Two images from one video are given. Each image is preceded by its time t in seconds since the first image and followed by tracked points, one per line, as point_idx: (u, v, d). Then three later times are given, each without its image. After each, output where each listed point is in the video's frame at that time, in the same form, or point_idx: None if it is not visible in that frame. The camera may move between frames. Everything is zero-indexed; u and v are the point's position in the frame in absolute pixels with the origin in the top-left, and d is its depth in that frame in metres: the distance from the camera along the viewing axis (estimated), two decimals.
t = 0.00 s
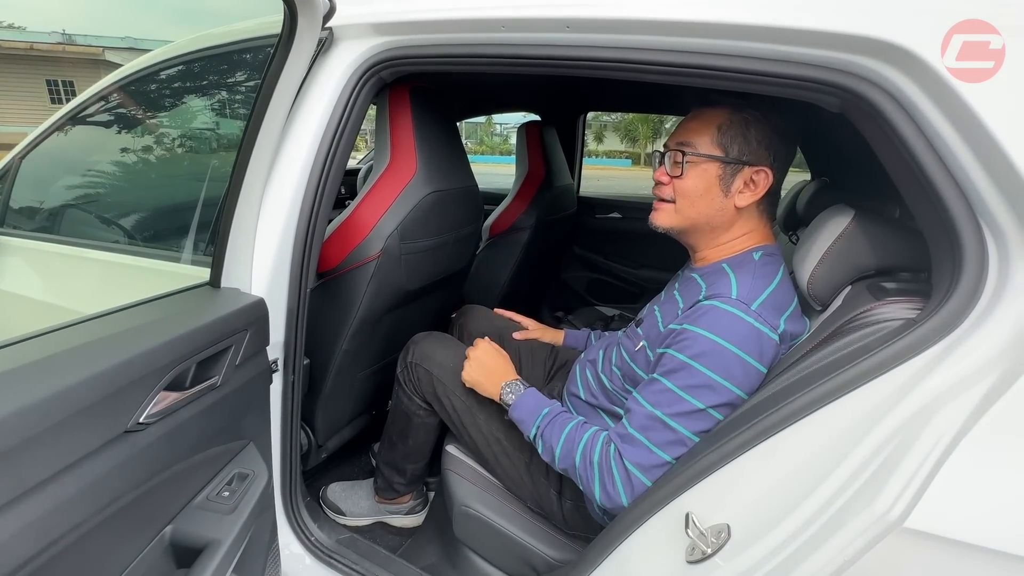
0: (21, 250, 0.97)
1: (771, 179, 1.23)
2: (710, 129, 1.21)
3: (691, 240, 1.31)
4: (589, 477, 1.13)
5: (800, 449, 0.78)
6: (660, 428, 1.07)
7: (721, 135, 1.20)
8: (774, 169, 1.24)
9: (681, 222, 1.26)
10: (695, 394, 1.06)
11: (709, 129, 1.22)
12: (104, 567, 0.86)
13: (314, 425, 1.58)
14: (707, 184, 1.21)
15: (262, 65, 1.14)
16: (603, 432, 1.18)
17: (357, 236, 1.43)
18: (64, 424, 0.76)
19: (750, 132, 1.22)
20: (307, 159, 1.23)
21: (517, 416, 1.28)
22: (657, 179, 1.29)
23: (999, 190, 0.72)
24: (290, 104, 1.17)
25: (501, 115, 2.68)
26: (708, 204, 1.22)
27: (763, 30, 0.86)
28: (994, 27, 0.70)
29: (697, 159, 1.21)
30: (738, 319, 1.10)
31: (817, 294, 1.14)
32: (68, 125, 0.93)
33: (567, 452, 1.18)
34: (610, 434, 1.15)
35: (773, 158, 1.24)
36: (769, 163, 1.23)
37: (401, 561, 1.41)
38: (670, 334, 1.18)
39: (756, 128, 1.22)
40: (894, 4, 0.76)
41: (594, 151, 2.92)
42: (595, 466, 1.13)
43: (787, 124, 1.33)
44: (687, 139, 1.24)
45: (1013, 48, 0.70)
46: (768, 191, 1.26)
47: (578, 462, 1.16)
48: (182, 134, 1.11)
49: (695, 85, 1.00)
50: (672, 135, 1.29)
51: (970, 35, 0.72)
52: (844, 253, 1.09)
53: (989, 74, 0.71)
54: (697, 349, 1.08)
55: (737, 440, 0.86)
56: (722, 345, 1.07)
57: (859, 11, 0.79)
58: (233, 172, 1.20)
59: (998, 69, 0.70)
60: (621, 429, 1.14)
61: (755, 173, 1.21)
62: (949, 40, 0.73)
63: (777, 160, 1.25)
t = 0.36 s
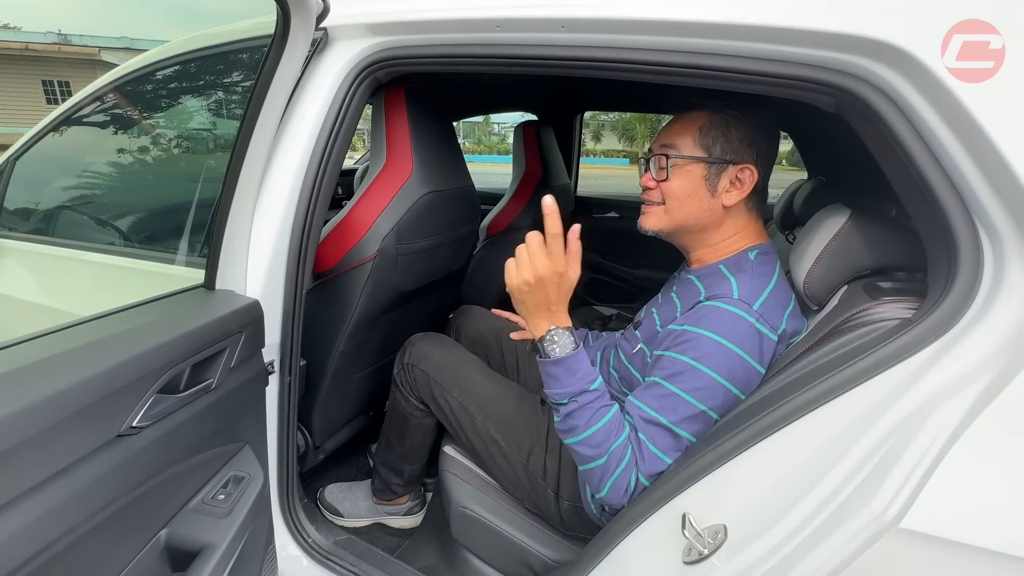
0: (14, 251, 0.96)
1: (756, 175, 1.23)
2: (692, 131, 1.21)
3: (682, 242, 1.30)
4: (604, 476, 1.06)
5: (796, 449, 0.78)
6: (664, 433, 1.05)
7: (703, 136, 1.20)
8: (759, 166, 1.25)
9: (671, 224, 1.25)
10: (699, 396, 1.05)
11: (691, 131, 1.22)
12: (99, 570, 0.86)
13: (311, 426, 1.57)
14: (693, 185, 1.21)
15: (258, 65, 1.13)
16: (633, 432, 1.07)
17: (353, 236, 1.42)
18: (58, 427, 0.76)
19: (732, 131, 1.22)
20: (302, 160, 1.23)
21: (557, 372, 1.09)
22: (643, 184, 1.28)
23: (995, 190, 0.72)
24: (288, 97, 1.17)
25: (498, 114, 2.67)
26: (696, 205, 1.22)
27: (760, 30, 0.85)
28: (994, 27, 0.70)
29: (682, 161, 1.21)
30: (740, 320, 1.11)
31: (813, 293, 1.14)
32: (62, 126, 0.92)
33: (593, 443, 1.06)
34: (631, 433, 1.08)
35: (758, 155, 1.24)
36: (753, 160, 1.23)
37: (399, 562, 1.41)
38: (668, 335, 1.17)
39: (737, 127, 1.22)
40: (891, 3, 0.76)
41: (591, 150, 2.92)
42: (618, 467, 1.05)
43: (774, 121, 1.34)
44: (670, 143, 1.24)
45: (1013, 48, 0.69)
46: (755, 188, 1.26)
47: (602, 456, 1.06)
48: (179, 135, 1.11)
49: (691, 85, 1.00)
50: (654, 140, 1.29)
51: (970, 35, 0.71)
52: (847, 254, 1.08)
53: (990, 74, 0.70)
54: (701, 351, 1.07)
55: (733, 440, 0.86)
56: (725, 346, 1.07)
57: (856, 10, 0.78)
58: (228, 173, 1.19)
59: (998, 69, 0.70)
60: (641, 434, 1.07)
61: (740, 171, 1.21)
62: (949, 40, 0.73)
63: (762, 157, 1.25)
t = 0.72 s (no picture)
0: (9, 253, 0.95)
1: (767, 179, 1.23)
2: (708, 127, 1.20)
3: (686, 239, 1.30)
4: (585, 474, 1.11)
5: (795, 449, 0.78)
6: (661, 429, 1.06)
7: (718, 134, 1.20)
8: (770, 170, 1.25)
9: (678, 221, 1.26)
10: (694, 393, 1.05)
11: (707, 128, 1.21)
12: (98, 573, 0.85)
13: (310, 427, 1.57)
14: (704, 184, 1.21)
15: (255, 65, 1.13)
16: (601, 428, 1.15)
17: (352, 236, 1.42)
18: (54, 430, 0.75)
19: (747, 132, 1.22)
20: (300, 161, 1.23)
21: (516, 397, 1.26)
22: (653, 177, 1.28)
23: (994, 190, 0.72)
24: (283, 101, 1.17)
25: (495, 114, 2.67)
26: (705, 204, 1.22)
27: (760, 29, 0.85)
28: (994, 27, 0.70)
29: (694, 158, 1.21)
30: (739, 318, 1.10)
31: (811, 292, 1.14)
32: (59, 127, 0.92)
33: (563, 446, 1.16)
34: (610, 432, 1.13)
35: (770, 159, 1.25)
36: (765, 164, 1.23)
37: (398, 562, 1.41)
38: (669, 334, 1.17)
39: (753, 128, 1.22)
40: (888, 3, 0.76)
41: (589, 149, 2.92)
42: (593, 464, 1.10)
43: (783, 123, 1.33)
44: (684, 137, 1.23)
45: (1013, 48, 0.70)
46: (764, 192, 1.26)
47: (576, 457, 1.13)
48: (176, 135, 1.10)
49: (689, 84, 1.00)
50: (668, 132, 1.28)
51: (970, 35, 0.71)
52: (842, 251, 1.08)
53: (990, 74, 0.70)
54: (698, 347, 1.07)
55: (731, 440, 0.86)
56: (722, 343, 1.07)
57: (854, 9, 0.78)
58: (226, 173, 1.18)
59: (998, 69, 0.70)
60: (621, 428, 1.11)
61: (752, 174, 1.21)
62: (949, 40, 0.73)
63: (774, 161, 1.26)
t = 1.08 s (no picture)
0: (6, 254, 0.94)
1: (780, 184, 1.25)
2: (729, 127, 1.20)
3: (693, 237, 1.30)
4: (583, 476, 1.13)
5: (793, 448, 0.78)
6: (659, 425, 1.06)
7: (741, 135, 1.20)
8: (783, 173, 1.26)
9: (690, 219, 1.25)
10: (693, 390, 1.05)
11: (728, 128, 1.20)
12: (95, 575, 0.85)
13: (309, 427, 1.57)
14: (722, 184, 1.21)
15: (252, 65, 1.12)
16: (596, 433, 1.19)
17: (349, 236, 1.42)
18: (50, 432, 0.75)
19: (767, 135, 1.22)
20: (298, 162, 1.22)
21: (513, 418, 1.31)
22: (668, 172, 1.26)
23: (991, 190, 0.72)
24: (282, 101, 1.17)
25: (494, 113, 2.67)
26: (720, 205, 1.22)
27: (756, 27, 0.85)
28: (994, 27, 0.70)
29: (716, 157, 1.20)
30: (738, 315, 1.10)
31: (809, 290, 1.14)
32: (54, 127, 0.92)
33: (562, 456, 1.20)
34: (608, 434, 1.15)
35: (785, 163, 1.26)
36: (780, 168, 1.24)
37: (397, 562, 1.41)
38: (670, 332, 1.18)
39: (772, 132, 1.23)
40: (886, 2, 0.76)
41: (587, 149, 2.92)
42: (589, 465, 1.13)
43: (793, 124, 1.33)
44: (704, 135, 1.22)
45: (1013, 48, 0.69)
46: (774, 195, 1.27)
47: (573, 462, 1.16)
48: (173, 136, 1.10)
49: (687, 83, 0.99)
50: (685, 127, 1.27)
51: (970, 35, 0.71)
52: (838, 248, 1.08)
53: (990, 74, 0.70)
54: (698, 344, 1.08)
55: (730, 438, 0.87)
56: (719, 339, 1.07)
57: (853, 9, 0.78)
58: (223, 173, 1.18)
59: (998, 69, 0.70)
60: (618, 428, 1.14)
61: (767, 178, 1.22)
62: (949, 40, 0.72)
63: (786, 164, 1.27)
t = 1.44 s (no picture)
0: (4, 254, 0.94)
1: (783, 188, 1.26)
2: (739, 129, 1.19)
3: (698, 239, 1.29)
4: (583, 476, 1.13)
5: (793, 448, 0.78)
6: (659, 426, 1.06)
7: (749, 137, 1.19)
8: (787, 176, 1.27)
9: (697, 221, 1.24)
10: (693, 391, 1.05)
11: (737, 129, 1.20)
12: None
13: (308, 427, 1.57)
14: (732, 187, 1.20)
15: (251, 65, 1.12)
16: (596, 433, 1.19)
17: (347, 236, 1.41)
18: (47, 433, 0.75)
19: (773, 137, 1.22)
20: (296, 162, 1.22)
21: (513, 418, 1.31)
22: (676, 172, 1.24)
23: (991, 190, 0.72)
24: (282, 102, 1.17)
25: (493, 113, 2.66)
26: (728, 207, 1.22)
27: (754, 27, 0.85)
28: (994, 27, 0.70)
29: (725, 159, 1.19)
30: (738, 316, 1.10)
31: (809, 290, 1.14)
32: (52, 127, 0.92)
33: (562, 456, 1.20)
34: (608, 434, 1.15)
35: (788, 165, 1.26)
36: (785, 171, 1.25)
37: (396, 563, 1.41)
38: (670, 333, 1.18)
39: (777, 134, 1.23)
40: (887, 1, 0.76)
41: (587, 148, 2.91)
42: (589, 466, 1.13)
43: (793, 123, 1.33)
44: (712, 136, 1.21)
45: (1013, 47, 0.69)
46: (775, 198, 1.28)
47: (572, 463, 1.16)
48: (172, 135, 1.10)
49: (686, 81, 0.99)
50: (692, 127, 1.25)
51: (969, 35, 0.71)
52: (838, 249, 1.08)
53: (990, 74, 0.70)
54: (698, 345, 1.07)
55: (731, 438, 0.87)
56: (719, 340, 1.07)
57: (854, 7, 0.78)
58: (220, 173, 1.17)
59: (998, 69, 0.70)
60: (619, 427, 1.14)
61: (773, 181, 1.23)
62: (949, 40, 0.72)
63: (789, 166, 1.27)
